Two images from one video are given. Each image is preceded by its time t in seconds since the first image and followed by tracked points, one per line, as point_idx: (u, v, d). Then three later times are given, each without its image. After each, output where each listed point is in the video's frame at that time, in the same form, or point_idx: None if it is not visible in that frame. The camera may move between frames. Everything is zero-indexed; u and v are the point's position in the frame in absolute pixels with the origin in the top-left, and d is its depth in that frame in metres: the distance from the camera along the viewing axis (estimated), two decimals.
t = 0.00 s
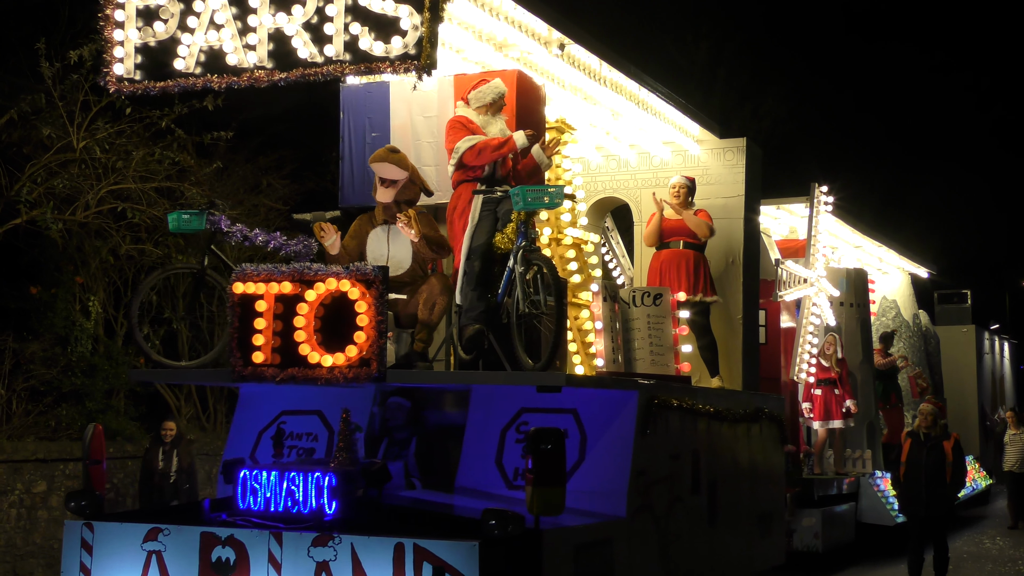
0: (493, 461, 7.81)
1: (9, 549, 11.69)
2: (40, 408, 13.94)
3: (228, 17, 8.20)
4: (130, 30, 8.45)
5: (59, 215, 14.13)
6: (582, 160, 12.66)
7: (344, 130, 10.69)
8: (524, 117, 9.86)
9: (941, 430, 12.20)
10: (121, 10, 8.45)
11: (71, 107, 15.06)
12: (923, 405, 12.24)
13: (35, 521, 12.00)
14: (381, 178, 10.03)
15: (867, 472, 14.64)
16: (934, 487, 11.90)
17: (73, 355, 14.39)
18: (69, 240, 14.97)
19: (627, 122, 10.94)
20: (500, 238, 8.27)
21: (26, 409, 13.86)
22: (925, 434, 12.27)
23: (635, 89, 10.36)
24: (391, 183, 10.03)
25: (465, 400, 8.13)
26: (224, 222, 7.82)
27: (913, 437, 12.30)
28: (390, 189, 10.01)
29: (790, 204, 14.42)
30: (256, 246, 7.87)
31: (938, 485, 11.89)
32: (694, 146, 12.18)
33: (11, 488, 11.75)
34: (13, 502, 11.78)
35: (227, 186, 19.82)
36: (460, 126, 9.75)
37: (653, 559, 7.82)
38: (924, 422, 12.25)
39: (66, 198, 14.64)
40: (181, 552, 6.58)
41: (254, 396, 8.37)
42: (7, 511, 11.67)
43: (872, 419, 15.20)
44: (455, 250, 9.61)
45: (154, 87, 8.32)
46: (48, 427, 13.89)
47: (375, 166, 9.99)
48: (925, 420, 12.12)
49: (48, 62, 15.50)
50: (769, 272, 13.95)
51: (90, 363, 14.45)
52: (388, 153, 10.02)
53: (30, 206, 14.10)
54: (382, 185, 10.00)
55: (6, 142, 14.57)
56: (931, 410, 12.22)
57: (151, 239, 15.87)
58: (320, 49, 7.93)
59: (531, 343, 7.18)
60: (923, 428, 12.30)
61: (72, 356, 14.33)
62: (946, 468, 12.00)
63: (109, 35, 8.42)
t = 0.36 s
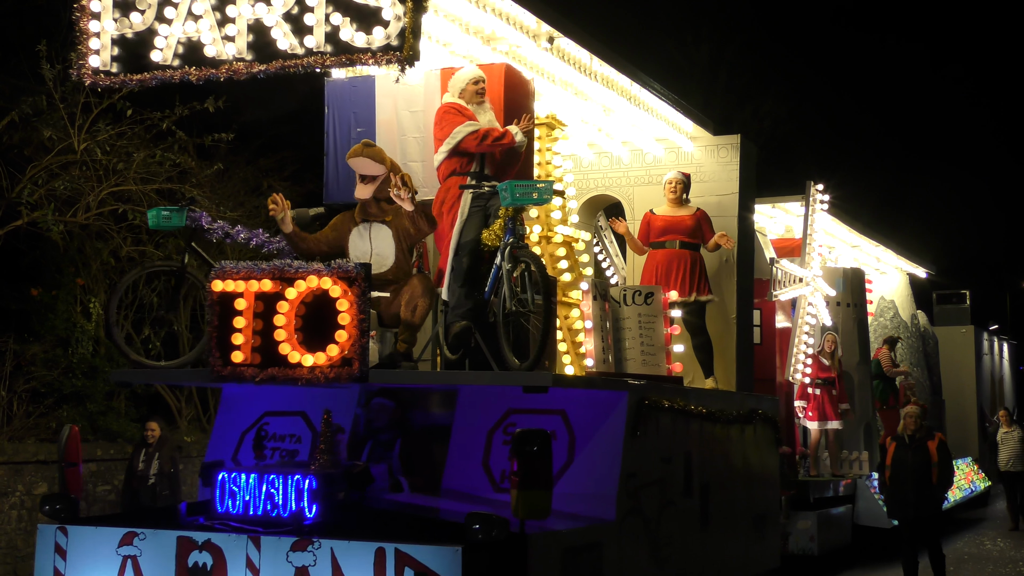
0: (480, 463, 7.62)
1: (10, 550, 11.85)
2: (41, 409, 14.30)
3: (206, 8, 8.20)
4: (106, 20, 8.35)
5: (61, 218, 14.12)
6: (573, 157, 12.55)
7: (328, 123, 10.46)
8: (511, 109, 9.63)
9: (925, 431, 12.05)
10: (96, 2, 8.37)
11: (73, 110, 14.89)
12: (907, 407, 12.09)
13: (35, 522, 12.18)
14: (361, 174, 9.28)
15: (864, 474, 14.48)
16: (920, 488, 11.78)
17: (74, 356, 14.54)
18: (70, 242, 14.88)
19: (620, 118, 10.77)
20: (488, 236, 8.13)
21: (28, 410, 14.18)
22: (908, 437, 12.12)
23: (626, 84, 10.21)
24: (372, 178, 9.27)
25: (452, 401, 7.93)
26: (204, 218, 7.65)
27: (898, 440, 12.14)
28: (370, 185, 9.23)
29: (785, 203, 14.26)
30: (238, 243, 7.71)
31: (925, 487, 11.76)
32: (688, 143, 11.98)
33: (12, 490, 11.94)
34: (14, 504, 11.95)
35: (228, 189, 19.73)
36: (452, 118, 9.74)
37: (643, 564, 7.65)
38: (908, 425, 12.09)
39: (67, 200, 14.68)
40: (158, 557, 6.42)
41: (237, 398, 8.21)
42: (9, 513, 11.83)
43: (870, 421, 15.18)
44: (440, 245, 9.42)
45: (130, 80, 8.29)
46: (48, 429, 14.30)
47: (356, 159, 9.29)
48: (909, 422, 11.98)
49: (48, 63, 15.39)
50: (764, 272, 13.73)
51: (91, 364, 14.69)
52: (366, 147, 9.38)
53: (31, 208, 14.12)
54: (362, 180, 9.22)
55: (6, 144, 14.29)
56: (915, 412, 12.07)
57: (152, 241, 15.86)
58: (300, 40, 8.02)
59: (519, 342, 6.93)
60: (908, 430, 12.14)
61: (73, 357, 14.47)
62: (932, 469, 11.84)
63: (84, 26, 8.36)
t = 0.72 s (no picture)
0: (465, 466, 7.44)
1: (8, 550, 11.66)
2: (41, 411, 14.14)
3: None
4: (80, 11, 8.29)
5: (62, 219, 13.94)
6: (564, 153, 12.22)
7: (313, 119, 10.27)
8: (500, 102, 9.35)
9: (916, 430, 11.87)
10: None
11: (72, 110, 14.89)
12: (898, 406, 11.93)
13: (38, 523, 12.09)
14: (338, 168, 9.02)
15: (861, 476, 14.32)
16: (912, 487, 11.62)
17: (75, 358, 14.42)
18: (71, 243, 14.77)
19: (612, 114, 10.61)
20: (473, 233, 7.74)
21: (28, 412, 14.05)
22: (900, 437, 11.94)
23: (617, 79, 10.03)
24: (350, 172, 9.01)
25: (436, 402, 7.77)
26: (185, 215, 7.44)
27: (889, 441, 11.99)
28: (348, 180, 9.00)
29: (781, 202, 14.10)
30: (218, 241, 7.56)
31: (917, 487, 11.60)
32: (681, 140, 11.83)
33: (14, 491, 11.80)
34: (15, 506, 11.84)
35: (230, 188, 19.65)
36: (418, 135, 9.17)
37: (633, 568, 7.48)
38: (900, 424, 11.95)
39: (67, 201, 14.59)
40: (132, 562, 6.24)
41: (219, 397, 8.05)
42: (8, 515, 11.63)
43: (866, 422, 15.13)
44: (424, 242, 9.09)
45: (105, 72, 8.19)
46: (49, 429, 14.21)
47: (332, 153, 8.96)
48: (901, 420, 11.82)
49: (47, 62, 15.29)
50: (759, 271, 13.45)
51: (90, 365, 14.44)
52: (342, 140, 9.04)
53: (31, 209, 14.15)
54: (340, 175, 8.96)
55: (7, 146, 14.31)
56: (906, 410, 11.90)
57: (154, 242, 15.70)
58: (278, 31, 7.87)
59: (505, 342, 6.78)
60: (899, 430, 11.98)
61: (74, 358, 14.36)
62: (924, 468, 11.69)
63: (58, 17, 8.28)
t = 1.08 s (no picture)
0: (451, 468, 7.26)
1: None
2: (43, 411, 15.49)
3: None
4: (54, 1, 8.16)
5: (62, 220, 14.38)
6: (555, 149, 12.07)
7: (296, 115, 10.17)
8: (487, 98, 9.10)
9: (919, 434, 11.73)
10: None
11: (74, 112, 15.57)
12: (902, 408, 11.76)
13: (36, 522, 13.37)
14: (322, 165, 8.83)
15: (857, 477, 14.22)
16: (911, 491, 11.43)
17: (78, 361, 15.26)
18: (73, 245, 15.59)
19: (604, 109, 10.42)
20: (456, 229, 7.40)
21: (31, 412, 15.33)
22: (902, 440, 11.76)
23: (609, 74, 9.86)
24: (333, 169, 8.76)
25: (423, 403, 7.59)
26: (163, 211, 7.32)
27: (890, 443, 11.79)
28: (331, 175, 8.68)
29: (777, 200, 13.94)
30: (197, 238, 7.37)
31: (915, 490, 11.42)
32: (675, 136, 11.66)
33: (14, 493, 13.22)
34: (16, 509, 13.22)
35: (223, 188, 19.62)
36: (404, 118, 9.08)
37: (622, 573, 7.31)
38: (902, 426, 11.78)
39: (68, 202, 15.26)
40: (104, 567, 6.06)
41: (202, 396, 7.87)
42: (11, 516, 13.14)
43: (865, 423, 14.97)
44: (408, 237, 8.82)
45: (79, 63, 8.09)
46: (50, 430, 15.47)
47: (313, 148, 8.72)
48: (905, 423, 11.64)
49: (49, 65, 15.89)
50: (754, 269, 13.24)
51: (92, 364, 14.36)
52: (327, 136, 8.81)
53: (31, 211, 14.77)
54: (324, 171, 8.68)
55: (9, 147, 15.06)
56: (910, 414, 11.76)
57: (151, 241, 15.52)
58: (255, 21, 7.72)
59: (490, 343, 6.62)
60: (901, 433, 11.82)
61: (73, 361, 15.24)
62: (924, 474, 11.50)
63: (31, 7, 8.17)
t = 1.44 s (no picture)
0: (435, 470, 7.08)
1: None
2: (43, 412, 15.63)
3: None
4: None
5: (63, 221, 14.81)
6: (545, 146, 11.89)
7: (276, 109, 9.89)
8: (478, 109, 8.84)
9: (924, 434, 11.48)
10: None
11: (74, 112, 16.36)
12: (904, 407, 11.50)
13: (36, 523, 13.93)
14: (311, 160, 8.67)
15: (853, 480, 14.10)
16: (913, 492, 11.29)
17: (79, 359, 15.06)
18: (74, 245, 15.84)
19: (593, 105, 10.25)
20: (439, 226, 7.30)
21: (31, 413, 15.52)
22: (907, 439, 11.55)
23: (598, 69, 9.73)
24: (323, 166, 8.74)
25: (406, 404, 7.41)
26: (138, 207, 7.17)
27: (895, 442, 11.60)
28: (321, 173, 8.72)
29: (772, 198, 13.77)
30: (174, 235, 7.20)
31: (918, 491, 11.26)
32: (667, 132, 11.49)
33: (14, 494, 13.66)
34: (15, 508, 13.65)
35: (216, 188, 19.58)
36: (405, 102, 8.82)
37: None
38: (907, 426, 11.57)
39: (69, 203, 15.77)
40: (73, 573, 5.88)
41: (181, 397, 7.69)
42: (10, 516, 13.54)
43: (861, 425, 14.76)
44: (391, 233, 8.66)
45: (48, 55, 8.01)
46: (51, 431, 15.67)
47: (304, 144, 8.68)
48: (910, 424, 11.36)
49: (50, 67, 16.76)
50: (749, 269, 13.07)
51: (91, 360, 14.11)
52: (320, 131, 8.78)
53: (32, 213, 15.08)
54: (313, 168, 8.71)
55: (12, 148, 16.18)
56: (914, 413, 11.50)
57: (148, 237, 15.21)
58: (229, 12, 7.60)
59: (471, 343, 6.38)
60: (906, 432, 11.61)
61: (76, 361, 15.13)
62: (928, 474, 11.29)
63: None
